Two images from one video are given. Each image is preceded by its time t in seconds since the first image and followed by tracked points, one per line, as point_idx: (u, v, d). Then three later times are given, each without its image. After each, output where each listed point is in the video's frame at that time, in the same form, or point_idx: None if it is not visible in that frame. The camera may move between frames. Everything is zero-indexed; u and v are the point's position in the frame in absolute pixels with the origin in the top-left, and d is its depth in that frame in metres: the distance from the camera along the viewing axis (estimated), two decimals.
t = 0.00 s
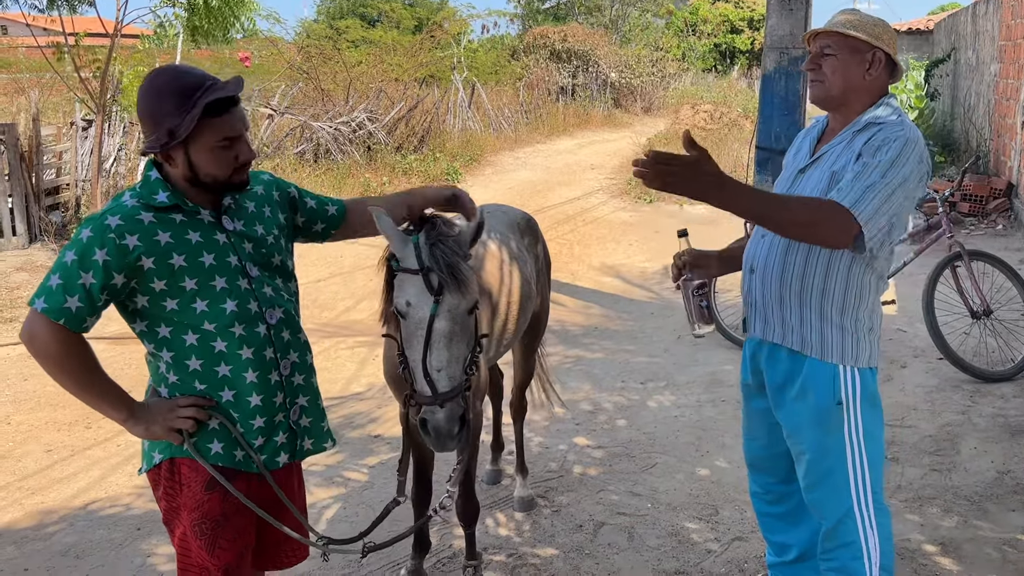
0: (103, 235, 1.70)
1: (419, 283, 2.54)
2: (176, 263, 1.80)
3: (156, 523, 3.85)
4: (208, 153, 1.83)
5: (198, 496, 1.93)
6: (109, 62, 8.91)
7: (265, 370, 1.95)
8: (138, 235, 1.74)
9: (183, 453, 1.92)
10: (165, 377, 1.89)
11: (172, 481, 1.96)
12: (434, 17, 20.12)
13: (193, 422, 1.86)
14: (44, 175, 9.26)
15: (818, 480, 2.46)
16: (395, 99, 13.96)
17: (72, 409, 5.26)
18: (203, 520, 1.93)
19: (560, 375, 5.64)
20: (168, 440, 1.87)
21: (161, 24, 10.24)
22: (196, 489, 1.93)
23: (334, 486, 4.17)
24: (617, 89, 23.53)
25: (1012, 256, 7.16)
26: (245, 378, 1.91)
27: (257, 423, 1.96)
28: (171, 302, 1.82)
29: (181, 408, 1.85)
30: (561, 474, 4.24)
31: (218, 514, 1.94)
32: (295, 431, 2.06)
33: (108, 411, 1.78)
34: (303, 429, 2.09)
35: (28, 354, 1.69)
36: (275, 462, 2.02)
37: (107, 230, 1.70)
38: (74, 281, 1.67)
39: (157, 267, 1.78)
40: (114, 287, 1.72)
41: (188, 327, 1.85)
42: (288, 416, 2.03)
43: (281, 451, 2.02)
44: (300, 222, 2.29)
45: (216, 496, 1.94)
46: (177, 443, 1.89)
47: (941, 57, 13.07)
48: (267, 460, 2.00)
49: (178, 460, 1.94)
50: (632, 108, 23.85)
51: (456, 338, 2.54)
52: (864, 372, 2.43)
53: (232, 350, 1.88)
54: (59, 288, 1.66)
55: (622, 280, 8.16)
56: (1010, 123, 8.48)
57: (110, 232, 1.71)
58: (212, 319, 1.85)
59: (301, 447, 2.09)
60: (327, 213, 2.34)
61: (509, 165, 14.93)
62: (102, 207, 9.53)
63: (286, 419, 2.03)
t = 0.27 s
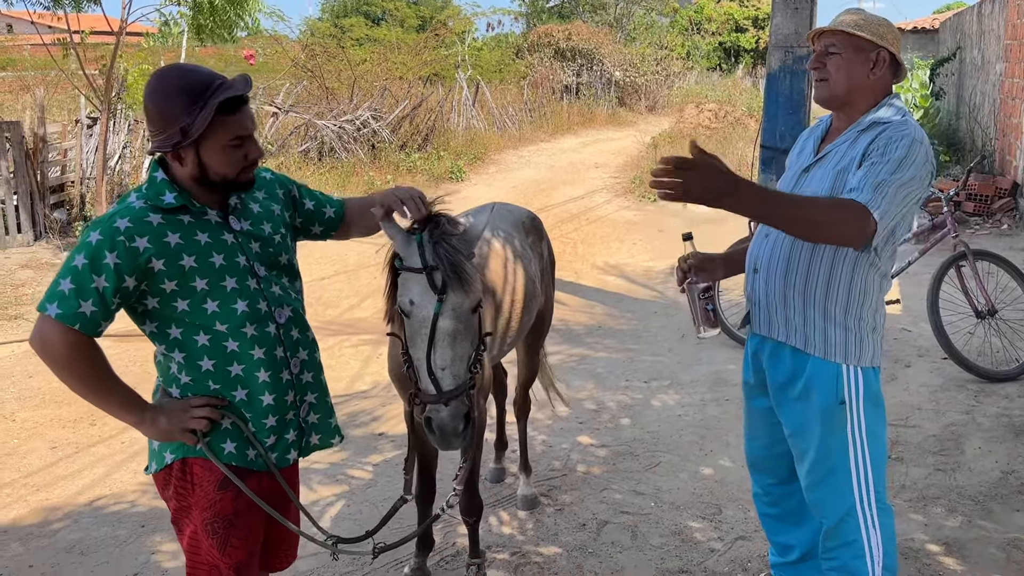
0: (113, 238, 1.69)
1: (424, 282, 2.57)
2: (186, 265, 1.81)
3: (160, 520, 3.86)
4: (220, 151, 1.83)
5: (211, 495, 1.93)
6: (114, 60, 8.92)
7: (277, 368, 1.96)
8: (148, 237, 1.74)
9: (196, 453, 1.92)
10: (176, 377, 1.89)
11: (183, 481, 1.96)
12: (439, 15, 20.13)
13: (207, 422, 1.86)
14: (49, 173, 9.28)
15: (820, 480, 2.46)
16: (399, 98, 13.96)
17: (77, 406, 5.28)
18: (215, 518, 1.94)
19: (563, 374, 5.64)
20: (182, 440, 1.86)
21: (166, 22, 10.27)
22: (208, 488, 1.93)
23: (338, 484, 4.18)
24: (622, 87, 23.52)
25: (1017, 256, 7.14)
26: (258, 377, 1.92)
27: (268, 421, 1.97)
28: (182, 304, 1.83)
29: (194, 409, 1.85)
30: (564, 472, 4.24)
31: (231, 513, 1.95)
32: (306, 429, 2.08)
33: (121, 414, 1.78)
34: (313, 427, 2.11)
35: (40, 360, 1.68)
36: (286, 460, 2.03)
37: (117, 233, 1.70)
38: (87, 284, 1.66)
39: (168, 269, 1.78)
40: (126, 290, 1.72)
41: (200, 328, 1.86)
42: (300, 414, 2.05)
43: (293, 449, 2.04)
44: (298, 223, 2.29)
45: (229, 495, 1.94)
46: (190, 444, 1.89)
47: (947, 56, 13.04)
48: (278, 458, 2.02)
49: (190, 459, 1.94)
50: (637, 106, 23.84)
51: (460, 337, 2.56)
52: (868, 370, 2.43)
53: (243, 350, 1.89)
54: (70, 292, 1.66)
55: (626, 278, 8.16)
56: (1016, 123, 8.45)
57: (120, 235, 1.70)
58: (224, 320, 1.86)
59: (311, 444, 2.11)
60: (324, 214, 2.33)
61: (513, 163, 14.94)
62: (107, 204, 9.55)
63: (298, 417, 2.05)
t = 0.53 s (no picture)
0: (119, 240, 1.69)
1: (434, 281, 2.52)
2: (193, 267, 1.81)
3: (165, 517, 3.87)
4: (240, 147, 1.84)
5: (219, 494, 1.94)
6: (120, 58, 8.94)
7: (284, 370, 1.97)
8: (155, 239, 1.75)
9: (205, 452, 1.93)
10: (185, 377, 1.90)
11: (192, 479, 1.96)
12: (444, 14, 20.13)
13: (215, 422, 1.87)
14: (55, 170, 9.30)
15: (828, 478, 2.46)
16: (404, 96, 13.96)
17: (82, 403, 5.29)
18: (224, 517, 1.94)
19: (568, 373, 5.63)
20: (190, 441, 1.87)
21: (171, 20, 10.28)
22: (217, 486, 1.94)
23: (342, 482, 4.18)
24: (626, 86, 23.50)
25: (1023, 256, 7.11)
26: (265, 378, 1.93)
27: (277, 422, 1.98)
28: (188, 305, 1.83)
29: (202, 408, 1.85)
30: (568, 471, 4.24)
31: (239, 511, 1.95)
32: (317, 430, 2.09)
33: (129, 416, 1.78)
34: (324, 428, 2.12)
35: (47, 361, 1.68)
36: (296, 459, 2.04)
37: (123, 234, 1.70)
38: (93, 286, 1.66)
39: (174, 271, 1.79)
40: (132, 292, 1.72)
41: (207, 329, 1.86)
42: (309, 415, 2.06)
43: (303, 450, 2.05)
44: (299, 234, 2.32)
45: (237, 494, 1.95)
46: (199, 444, 1.89)
47: (952, 55, 13.00)
48: (288, 458, 2.02)
49: (199, 458, 1.94)
50: (641, 105, 23.82)
51: (472, 337, 2.53)
52: (876, 370, 2.43)
53: (251, 352, 1.90)
54: (77, 295, 1.66)
55: (630, 277, 8.15)
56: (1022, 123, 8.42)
57: (126, 237, 1.71)
58: (231, 321, 1.87)
59: (324, 447, 2.12)
60: (324, 232, 2.38)
61: (518, 162, 14.94)
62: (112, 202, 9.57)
63: (308, 418, 2.05)
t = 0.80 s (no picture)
0: (137, 235, 1.70)
1: (461, 281, 2.52)
2: (209, 262, 1.81)
3: (170, 514, 3.88)
4: (262, 139, 1.87)
5: (232, 492, 1.94)
6: (126, 56, 8.96)
7: (298, 367, 1.98)
8: (173, 235, 1.75)
9: (219, 450, 1.93)
10: (199, 374, 1.90)
11: (204, 477, 1.96)
12: (449, 13, 20.13)
13: (229, 419, 1.87)
14: (61, 168, 9.33)
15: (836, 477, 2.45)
16: (409, 95, 13.97)
17: (88, 400, 5.31)
18: (237, 515, 1.95)
19: (573, 372, 5.64)
20: (205, 438, 1.87)
21: (178, 19, 10.31)
22: (230, 485, 1.94)
23: (347, 480, 4.19)
24: (631, 85, 23.48)
25: None
26: (279, 376, 1.94)
27: (290, 420, 1.99)
28: (204, 302, 1.83)
29: (217, 406, 1.86)
30: (573, 470, 4.24)
31: (252, 509, 1.96)
32: (328, 427, 2.11)
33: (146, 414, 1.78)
34: (335, 425, 2.13)
35: (63, 357, 1.68)
36: (309, 457, 2.05)
37: (141, 230, 1.71)
38: (112, 282, 1.66)
39: (192, 267, 1.79)
40: (150, 287, 1.73)
41: (222, 325, 1.86)
42: (322, 413, 2.07)
43: (316, 447, 2.06)
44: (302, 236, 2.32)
45: (250, 492, 1.95)
46: (213, 441, 1.89)
47: (959, 55, 12.97)
48: (302, 456, 2.03)
49: (212, 456, 1.94)
50: (647, 104, 23.80)
51: (501, 335, 2.54)
52: (887, 369, 2.42)
53: (265, 348, 1.91)
54: (95, 290, 1.65)
55: (636, 277, 8.15)
56: None
57: (145, 232, 1.71)
58: (246, 317, 1.88)
59: (336, 445, 2.14)
60: (327, 234, 2.37)
61: (523, 161, 14.94)
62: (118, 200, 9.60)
63: (320, 416, 2.07)
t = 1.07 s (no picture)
0: (151, 231, 1.71)
1: (496, 280, 2.48)
2: (223, 258, 1.82)
3: (177, 512, 3.89)
4: (275, 138, 1.87)
5: (242, 490, 1.95)
6: (134, 55, 8.99)
7: (309, 364, 1.98)
8: (187, 230, 1.76)
9: (230, 448, 1.94)
10: (210, 372, 1.91)
11: (215, 475, 1.97)
12: (455, 12, 20.13)
13: (241, 416, 1.87)
14: (69, 167, 9.36)
15: (842, 477, 2.45)
16: (415, 94, 13.97)
17: (96, 397, 5.33)
18: (247, 513, 1.96)
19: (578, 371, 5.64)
20: (216, 435, 1.87)
21: (184, 17, 10.34)
22: (240, 482, 1.95)
23: (353, 478, 4.20)
24: (638, 85, 23.47)
25: None
26: (291, 372, 1.94)
27: (302, 417, 1.99)
28: (217, 297, 1.84)
29: (228, 403, 1.86)
30: (578, 469, 4.24)
31: (262, 508, 1.97)
32: (341, 425, 2.11)
33: (160, 410, 1.78)
34: (347, 423, 2.14)
35: (77, 354, 1.69)
36: (320, 455, 2.06)
37: (155, 225, 1.72)
38: (126, 277, 1.67)
39: (205, 263, 1.79)
40: (163, 282, 1.73)
41: (235, 322, 1.87)
42: (334, 411, 2.08)
43: (328, 445, 2.07)
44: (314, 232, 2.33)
45: (260, 490, 1.96)
46: (225, 438, 1.90)
47: (967, 55, 12.93)
48: (313, 454, 2.05)
49: (222, 454, 1.95)
50: (652, 104, 23.80)
51: (535, 333, 2.52)
52: (891, 368, 2.42)
53: (277, 345, 1.91)
54: (109, 285, 1.67)
55: (641, 276, 8.15)
56: None
57: (159, 228, 1.72)
58: (259, 314, 1.88)
59: (347, 442, 2.14)
60: (339, 229, 2.38)
61: (528, 160, 14.95)
62: (125, 198, 9.64)
63: (332, 414, 2.07)
